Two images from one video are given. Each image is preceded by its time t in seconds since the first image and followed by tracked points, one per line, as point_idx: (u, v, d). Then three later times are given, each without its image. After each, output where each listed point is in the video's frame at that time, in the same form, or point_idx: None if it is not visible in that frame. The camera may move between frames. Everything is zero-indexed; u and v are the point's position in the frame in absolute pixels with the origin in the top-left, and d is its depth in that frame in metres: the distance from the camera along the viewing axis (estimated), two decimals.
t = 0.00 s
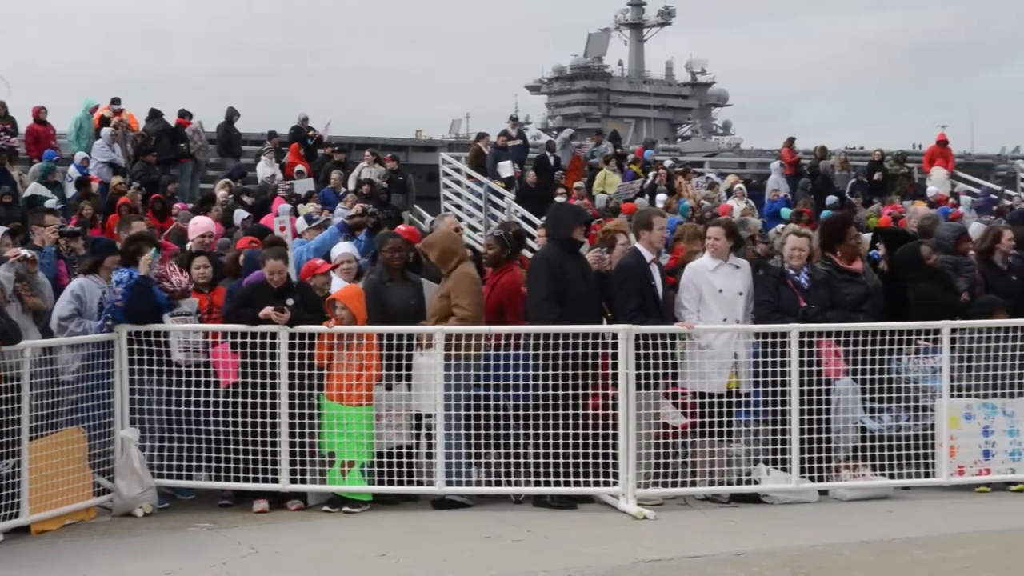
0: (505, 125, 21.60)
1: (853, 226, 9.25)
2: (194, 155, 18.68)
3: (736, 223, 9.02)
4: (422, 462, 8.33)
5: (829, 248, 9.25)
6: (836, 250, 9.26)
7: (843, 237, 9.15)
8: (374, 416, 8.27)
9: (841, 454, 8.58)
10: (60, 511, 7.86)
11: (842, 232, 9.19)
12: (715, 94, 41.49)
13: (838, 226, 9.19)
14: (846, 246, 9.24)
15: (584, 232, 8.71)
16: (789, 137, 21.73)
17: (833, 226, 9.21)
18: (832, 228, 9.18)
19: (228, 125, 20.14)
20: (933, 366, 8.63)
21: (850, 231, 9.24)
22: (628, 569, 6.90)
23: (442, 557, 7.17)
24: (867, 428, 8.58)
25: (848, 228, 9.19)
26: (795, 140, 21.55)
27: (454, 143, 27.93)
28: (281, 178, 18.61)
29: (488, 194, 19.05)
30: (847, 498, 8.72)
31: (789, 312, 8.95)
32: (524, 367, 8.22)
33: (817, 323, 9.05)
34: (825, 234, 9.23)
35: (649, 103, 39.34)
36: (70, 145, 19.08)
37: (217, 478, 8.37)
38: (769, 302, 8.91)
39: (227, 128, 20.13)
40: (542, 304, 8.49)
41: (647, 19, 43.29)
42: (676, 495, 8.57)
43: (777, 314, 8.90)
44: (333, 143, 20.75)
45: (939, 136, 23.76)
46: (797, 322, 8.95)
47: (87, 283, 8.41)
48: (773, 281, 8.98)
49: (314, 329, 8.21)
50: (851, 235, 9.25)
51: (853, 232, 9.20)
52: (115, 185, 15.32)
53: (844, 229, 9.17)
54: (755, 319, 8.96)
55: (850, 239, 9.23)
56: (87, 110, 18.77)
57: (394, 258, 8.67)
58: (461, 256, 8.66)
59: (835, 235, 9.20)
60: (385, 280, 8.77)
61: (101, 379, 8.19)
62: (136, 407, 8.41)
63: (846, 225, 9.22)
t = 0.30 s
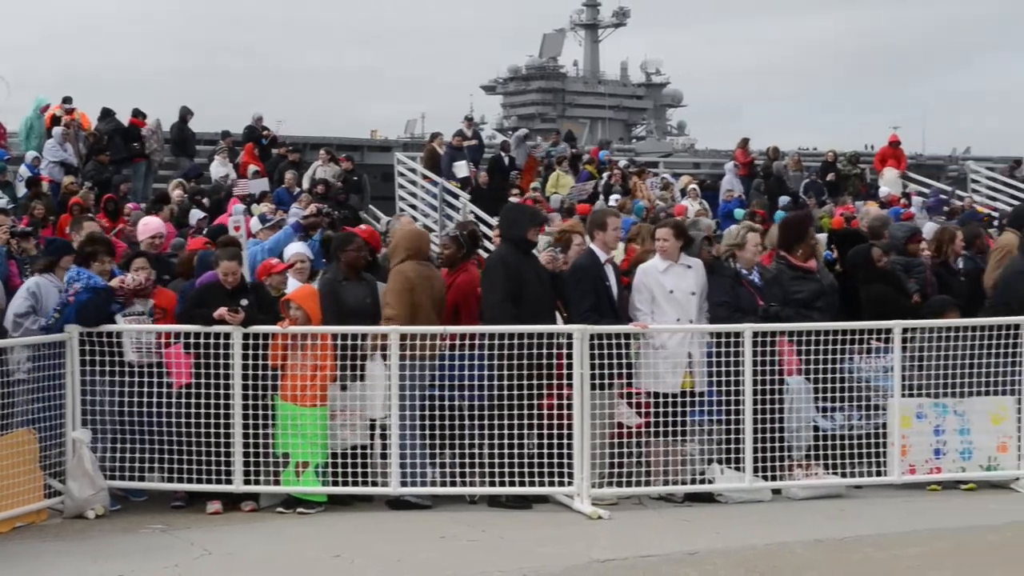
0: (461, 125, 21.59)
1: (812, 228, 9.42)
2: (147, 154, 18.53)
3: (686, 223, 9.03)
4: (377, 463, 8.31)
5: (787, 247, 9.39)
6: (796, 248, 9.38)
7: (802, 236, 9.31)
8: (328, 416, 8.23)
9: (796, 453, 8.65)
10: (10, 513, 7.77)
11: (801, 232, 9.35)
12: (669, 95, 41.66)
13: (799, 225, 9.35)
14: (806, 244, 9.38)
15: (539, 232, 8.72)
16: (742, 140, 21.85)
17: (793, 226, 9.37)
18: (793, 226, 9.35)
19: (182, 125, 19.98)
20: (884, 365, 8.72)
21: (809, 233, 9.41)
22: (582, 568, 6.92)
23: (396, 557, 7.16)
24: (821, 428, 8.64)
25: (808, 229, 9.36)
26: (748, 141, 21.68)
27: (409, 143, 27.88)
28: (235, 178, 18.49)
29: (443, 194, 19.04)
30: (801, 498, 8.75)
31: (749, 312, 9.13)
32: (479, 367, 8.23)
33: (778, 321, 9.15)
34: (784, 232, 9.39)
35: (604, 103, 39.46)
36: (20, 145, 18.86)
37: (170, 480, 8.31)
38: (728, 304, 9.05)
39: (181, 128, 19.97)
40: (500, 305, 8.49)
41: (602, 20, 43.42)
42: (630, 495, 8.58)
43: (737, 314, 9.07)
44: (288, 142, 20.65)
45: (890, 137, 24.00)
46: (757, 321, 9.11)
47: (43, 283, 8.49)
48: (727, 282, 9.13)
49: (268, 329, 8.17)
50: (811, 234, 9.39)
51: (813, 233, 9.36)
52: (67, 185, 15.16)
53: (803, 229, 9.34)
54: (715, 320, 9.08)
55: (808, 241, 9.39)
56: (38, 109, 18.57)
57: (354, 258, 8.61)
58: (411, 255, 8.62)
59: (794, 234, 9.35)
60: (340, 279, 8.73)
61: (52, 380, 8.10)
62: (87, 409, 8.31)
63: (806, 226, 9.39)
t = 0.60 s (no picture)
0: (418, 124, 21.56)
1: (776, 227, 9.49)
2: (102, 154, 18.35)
3: (641, 223, 9.08)
4: (335, 463, 8.28)
5: (752, 246, 9.48)
6: (759, 248, 9.46)
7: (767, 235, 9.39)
8: (285, 417, 8.20)
9: (750, 452, 8.71)
10: None
11: (767, 232, 9.43)
12: (627, 95, 41.77)
13: (764, 225, 9.43)
14: (770, 243, 9.46)
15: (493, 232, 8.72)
16: (697, 141, 22.02)
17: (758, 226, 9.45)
18: (759, 226, 9.43)
19: (138, 124, 19.81)
20: (839, 365, 8.76)
21: (773, 232, 9.48)
22: (540, 568, 6.93)
23: (354, 558, 7.14)
24: (776, 427, 8.71)
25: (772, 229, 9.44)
26: (705, 142, 21.79)
27: (367, 143, 27.79)
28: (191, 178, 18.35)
29: (401, 195, 19.01)
30: (757, 497, 8.83)
31: (709, 312, 9.15)
32: (438, 367, 8.22)
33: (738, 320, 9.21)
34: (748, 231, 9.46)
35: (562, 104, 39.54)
36: None
37: (126, 481, 8.24)
38: (689, 304, 9.09)
39: (137, 128, 19.80)
40: (459, 306, 8.50)
41: (560, 20, 43.48)
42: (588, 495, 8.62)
43: (698, 314, 9.09)
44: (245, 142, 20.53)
45: (846, 138, 24.21)
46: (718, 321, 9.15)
47: None
48: (686, 282, 9.14)
49: (224, 330, 8.11)
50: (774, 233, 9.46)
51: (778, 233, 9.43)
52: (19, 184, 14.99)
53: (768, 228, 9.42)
54: (674, 320, 9.08)
55: (772, 240, 9.47)
56: None
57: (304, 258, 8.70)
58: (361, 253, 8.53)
59: (758, 234, 9.44)
60: (291, 278, 8.83)
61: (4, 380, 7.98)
62: (41, 410, 8.23)
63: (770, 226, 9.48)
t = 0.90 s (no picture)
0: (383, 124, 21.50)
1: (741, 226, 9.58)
2: (65, 154, 18.19)
3: (609, 224, 9.09)
4: (298, 464, 8.22)
5: (720, 246, 9.55)
6: (727, 248, 9.55)
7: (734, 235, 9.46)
8: (249, 419, 8.15)
9: (713, 451, 8.74)
10: None
11: (732, 232, 9.51)
12: (592, 95, 41.81)
13: (730, 224, 9.51)
14: (736, 243, 9.56)
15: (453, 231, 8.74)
16: (662, 140, 22.08)
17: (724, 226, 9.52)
18: (726, 226, 9.49)
19: (102, 124, 19.65)
20: (802, 365, 8.80)
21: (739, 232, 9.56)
22: (505, 568, 6.91)
23: (318, 559, 7.10)
24: (740, 427, 8.73)
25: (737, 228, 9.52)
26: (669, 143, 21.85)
27: (332, 143, 27.70)
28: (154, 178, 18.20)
29: (366, 195, 18.96)
30: (721, 496, 8.86)
31: (673, 312, 9.11)
32: (402, 367, 8.18)
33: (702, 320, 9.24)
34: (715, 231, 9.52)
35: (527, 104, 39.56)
36: None
37: (88, 482, 8.16)
38: (655, 304, 9.03)
39: (101, 129, 19.64)
40: (424, 309, 8.46)
41: (525, 20, 43.50)
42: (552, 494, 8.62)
43: (664, 314, 9.04)
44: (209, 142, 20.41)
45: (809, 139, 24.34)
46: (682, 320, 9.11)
47: None
48: (652, 282, 9.08)
49: (188, 330, 8.05)
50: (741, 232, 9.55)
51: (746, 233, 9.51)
52: None
53: (734, 228, 9.50)
54: (639, 320, 9.04)
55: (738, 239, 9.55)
56: None
57: (260, 257, 8.82)
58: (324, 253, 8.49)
59: (725, 233, 9.51)
60: (247, 280, 8.87)
61: None
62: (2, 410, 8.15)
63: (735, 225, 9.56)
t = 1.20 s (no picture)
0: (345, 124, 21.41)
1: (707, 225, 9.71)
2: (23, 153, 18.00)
3: (571, 224, 9.09)
4: (259, 464, 8.16)
5: (686, 244, 9.70)
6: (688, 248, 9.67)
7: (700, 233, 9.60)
8: (210, 420, 8.09)
9: (674, 451, 8.76)
10: None
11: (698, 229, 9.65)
12: (553, 95, 41.85)
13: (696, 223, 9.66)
14: (695, 244, 9.67)
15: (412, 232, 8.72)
16: (624, 141, 22.14)
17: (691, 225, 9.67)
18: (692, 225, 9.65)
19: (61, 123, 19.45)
20: (763, 364, 8.83)
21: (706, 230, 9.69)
22: (466, 568, 6.89)
23: (279, 560, 7.05)
24: (700, 426, 8.75)
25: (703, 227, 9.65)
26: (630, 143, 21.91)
27: (293, 143, 27.58)
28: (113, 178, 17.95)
29: (327, 194, 18.86)
30: (682, 495, 8.88)
31: (635, 312, 9.11)
32: (363, 367, 8.14)
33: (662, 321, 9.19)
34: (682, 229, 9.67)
35: (489, 104, 39.56)
36: None
37: (47, 484, 8.07)
38: (616, 304, 9.04)
39: (61, 128, 19.43)
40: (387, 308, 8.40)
41: (487, 20, 43.49)
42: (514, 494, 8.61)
43: (625, 315, 9.03)
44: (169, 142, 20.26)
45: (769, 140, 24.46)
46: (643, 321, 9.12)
47: None
48: (613, 283, 9.09)
49: (148, 331, 7.98)
50: (700, 235, 9.64)
51: (703, 234, 9.63)
52: None
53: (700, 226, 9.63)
54: (600, 320, 9.03)
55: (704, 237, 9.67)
56: None
57: (215, 256, 8.83)
58: (297, 255, 8.44)
59: (691, 232, 9.66)
60: (203, 282, 8.84)
61: None
62: None
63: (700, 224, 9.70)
